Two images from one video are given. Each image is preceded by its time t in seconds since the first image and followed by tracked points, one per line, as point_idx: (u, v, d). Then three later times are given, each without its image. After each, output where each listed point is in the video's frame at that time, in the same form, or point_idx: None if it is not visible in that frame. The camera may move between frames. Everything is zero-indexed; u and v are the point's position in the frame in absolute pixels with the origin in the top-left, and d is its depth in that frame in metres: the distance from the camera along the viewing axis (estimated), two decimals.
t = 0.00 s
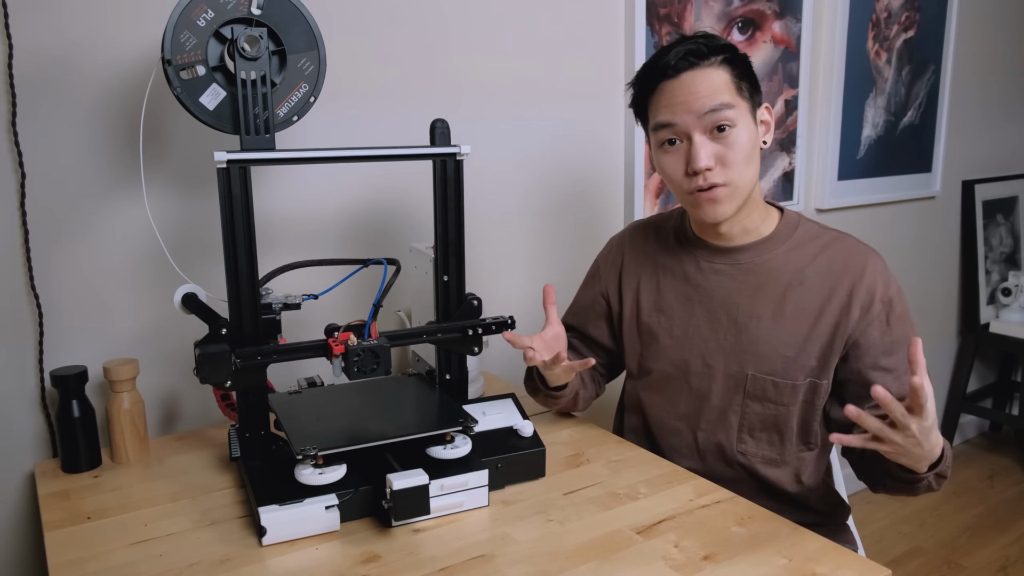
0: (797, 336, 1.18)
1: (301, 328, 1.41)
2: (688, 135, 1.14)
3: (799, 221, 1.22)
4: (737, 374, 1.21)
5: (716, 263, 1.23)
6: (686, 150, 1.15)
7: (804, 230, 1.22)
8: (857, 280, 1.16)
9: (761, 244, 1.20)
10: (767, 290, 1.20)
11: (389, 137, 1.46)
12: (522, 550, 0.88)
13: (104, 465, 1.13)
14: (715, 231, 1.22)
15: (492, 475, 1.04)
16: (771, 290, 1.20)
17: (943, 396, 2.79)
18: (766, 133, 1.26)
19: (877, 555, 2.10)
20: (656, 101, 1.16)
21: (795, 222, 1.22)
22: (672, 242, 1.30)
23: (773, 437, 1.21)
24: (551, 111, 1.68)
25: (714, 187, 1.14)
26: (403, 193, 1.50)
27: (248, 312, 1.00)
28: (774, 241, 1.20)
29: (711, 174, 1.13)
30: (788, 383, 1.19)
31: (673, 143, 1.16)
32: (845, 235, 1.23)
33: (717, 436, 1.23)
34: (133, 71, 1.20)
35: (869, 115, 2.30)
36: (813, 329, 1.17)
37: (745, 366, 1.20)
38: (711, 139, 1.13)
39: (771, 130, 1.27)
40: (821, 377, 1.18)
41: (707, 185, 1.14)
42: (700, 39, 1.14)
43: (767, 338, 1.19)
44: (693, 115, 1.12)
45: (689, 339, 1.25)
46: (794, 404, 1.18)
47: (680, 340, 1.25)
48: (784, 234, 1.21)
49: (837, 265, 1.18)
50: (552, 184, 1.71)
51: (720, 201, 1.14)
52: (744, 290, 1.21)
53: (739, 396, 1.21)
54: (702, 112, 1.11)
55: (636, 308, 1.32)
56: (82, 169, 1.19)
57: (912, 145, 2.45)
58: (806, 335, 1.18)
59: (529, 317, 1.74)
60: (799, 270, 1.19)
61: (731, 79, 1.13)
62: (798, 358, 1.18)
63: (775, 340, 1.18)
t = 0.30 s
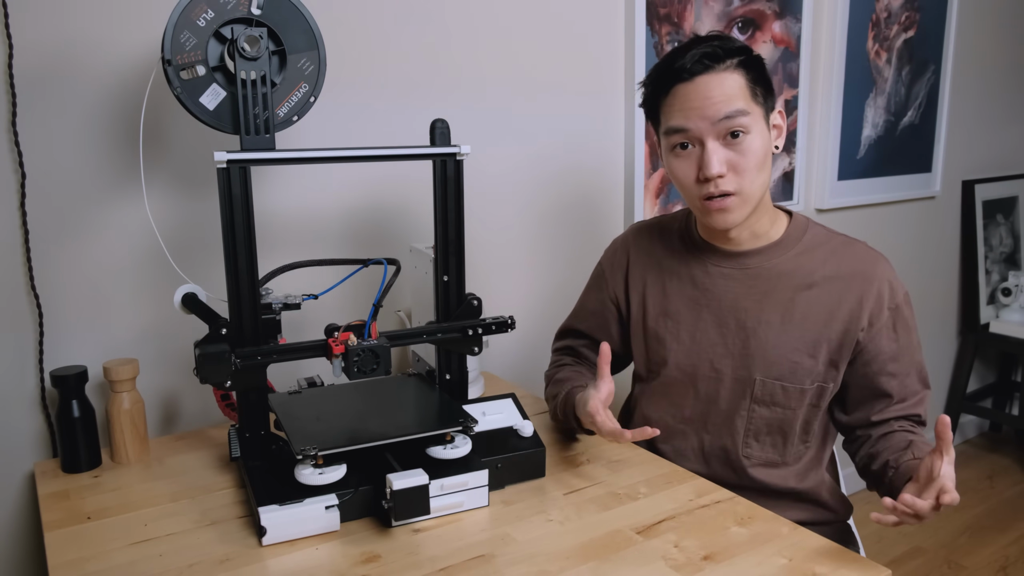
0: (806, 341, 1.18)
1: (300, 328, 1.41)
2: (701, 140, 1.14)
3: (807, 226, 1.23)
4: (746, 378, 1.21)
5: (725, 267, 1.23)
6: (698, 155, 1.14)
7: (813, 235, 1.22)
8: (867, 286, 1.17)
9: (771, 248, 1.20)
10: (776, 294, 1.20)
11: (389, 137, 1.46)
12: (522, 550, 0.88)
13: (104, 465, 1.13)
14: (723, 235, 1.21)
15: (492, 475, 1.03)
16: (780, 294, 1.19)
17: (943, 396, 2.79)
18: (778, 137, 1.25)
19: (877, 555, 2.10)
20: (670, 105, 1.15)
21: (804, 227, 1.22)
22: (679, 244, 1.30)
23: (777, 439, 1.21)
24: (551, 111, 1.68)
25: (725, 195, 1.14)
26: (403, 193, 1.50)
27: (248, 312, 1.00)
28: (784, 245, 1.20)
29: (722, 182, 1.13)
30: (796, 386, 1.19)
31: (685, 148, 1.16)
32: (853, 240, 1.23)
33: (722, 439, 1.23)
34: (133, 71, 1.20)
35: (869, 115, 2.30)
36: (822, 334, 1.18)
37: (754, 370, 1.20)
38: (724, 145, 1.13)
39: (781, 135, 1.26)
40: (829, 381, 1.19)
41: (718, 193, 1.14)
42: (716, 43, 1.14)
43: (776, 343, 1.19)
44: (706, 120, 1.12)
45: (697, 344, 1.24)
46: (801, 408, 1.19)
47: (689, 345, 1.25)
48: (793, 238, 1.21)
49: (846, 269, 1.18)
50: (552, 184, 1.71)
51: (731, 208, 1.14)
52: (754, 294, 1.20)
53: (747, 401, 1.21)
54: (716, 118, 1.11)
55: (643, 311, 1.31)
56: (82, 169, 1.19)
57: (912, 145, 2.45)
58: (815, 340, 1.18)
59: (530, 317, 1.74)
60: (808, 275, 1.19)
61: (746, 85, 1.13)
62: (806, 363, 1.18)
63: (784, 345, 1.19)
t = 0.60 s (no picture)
0: (803, 335, 1.19)
1: (300, 328, 1.41)
2: (702, 132, 1.14)
3: (804, 221, 1.22)
4: (747, 372, 1.22)
5: (726, 263, 1.22)
6: (699, 147, 1.14)
7: (810, 229, 1.22)
8: (860, 278, 1.17)
9: (770, 243, 1.20)
10: (775, 289, 1.20)
11: (389, 137, 1.46)
12: (522, 550, 0.88)
13: (104, 465, 1.13)
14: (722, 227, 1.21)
15: (492, 475, 1.03)
16: (779, 290, 1.20)
17: (943, 396, 2.79)
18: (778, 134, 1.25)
19: (877, 555, 2.10)
20: (672, 98, 1.15)
21: (801, 222, 1.22)
22: (679, 238, 1.28)
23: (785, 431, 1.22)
24: (551, 111, 1.68)
25: (725, 185, 1.14)
26: (403, 193, 1.50)
27: (248, 313, 1.00)
28: (782, 240, 1.20)
29: (722, 173, 1.13)
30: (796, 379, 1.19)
31: (686, 140, 1.16)
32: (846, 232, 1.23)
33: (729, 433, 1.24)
34: (133, 71, 1.20)
35: (869, 115, 2.30)
36: (819, 326, 1.18)
37: (755, 366, 1.20)
38: (724, 137, 1.13)
39: (781, 133, 1.26)
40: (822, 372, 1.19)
41: (718, 183, 1.14)
42: (719, 37, 1.14)
43: (774, 338, 1.19)
44: (708, 112, 1.12)
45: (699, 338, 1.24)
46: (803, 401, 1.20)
47: (690, 341, 1.24)
48: (791, 234, 1.21)
49: (841, 262, 1.18)
50: (552, 184, 1.71)
51: (730, 199, 1.14)
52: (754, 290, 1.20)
53: (751, 396, 1.22)
54: (717, 110, 1.11)
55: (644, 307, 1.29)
56: (81, 169, 1.18)
57: (912, 144, 2.45)
58: (811, 333, 1.18)
59: (530, 316, 1.74)
60: (806, 269, 1.19)
61: (748, 79, 1.13)
62: (804, 355, 1.19)
63: (783, 340, 1.19)
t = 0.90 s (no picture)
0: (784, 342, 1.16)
1: (301, 328, 1.41)
2: (687, 116, 1.14)
3: (785, 225, 1.20)
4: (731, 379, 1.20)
5: (705, 269, 1.19)
6: (684, 131, 1.14)
7: (791, 233, 1.19)
8: (838, 281, 1.13)
9: (749, 249, 1.17)
10: (754, 295, 1.17)
11: (389, 137, 1.47)
12: (522, 550, 0.89)
13: (103, 465, 1.13)
14: (700, 232, 1.18)
15: (492, 475, 1.03)
16: (759, 296, 1.17)
17: (943, 396, 2.78)
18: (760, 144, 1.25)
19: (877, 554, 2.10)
20: (659, 85, 1.17)
21: (781, 226, 1.19)
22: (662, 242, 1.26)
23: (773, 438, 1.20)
24: (551, 111, 1.68)
25: (707, 170, 1.12)
26: (403, 193, 1.50)
27: (248, 313, 1.00)
28: (761, 245, 1.17)
29: (705, 156, 1.11)
30: (779, 386, 1.17)
31: (671, 125, 1.15)
32: (828, 234, 1.20)
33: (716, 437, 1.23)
34: (134, 71, 1.20)
35: (869, 115, 2.30)
36: (798, 332, 1.15)
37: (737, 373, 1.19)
38: (709, 123, 1.13)
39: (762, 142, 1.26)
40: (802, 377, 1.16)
41: (700, 166, 1.12)
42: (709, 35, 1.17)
43: (754, 344, 1.16)
44: (695, 95, 1.12)
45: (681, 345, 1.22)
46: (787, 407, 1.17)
47: (674, 346, 1.22)
48: (771, 239, 1.18)
49: (821, 266, 1.15)
50: (552, 184, 1.71)
51: (711, 184, 1.12)
52: (734, 296, 1.17)
53: (735, 401, 1.20)
54: (704, 93, 1.12)
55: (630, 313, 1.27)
56: (81, 169, 1.18)
57: (912, 144, 2.45)
58: (792, 340, 1.15)
59: (529, 316, 1.74)
60: (785, 274, 1.16)
61: (735, 73, 1.15)
62: (786, 362, 1.16)
63: (764, 347, 1.16)
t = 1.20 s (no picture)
0: (771, 353, 1.15)
1: (301, 328, 1.41)
2: (663, 133, 1.11)
3: (770, 231, 1.18)
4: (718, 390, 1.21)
5: (687, 281, 1.18)
6: (660, 149, 1.11)
7: (776, 240, 1.17)
8: (825, 293, 1.11)
9: (731, 259, 1.15)
10: (738, 307, 1.16)
11: (389, 136, 1.47)
12: (522, 550, 0.89)
13: (103, 465, 1.13)
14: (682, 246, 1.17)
15: (492, 475, 1.04)
16: (742, 308, 1.16)
17: (942, 396, 2.78)
18: (740, 154, 1.23)
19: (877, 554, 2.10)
20: (633, 99, 1.13)
21: (766, 232, 1.17)
22: (648, 249, 1.25)
23: (762, 443, 1.22)
24: (551, 111, 1.68)
25: (685, 191, 1.10)
26: (403, 193, 1.50)
27: (248, 314, 1.00)
28: (745, 256, 1.16)
29: (682, 177, 1.09)
30: (767, 400, 1.18)
31: (646, 142, 1.12)
32: (815, 239, 1.18)
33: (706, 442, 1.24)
34: (134, 71, 1.20)
35: (869, 115, 2.30)
36: (783, 345, 1.14)
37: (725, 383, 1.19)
38: (686, 141, 1.10)
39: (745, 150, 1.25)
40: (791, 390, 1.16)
41: (677, 188, 1.10)
42: (685, 43, 1.13)
43: (738, 357, 1.16)
44: (669, 112, 1.09)
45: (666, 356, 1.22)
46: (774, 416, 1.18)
47: (660, 356, 1.22)
48: (755, 248, 1.16)
49: (807, 277, 1.13)
50: (551, 184, 1.71)
51: (689, 206, 1.10)
52: (717, 309, 1.16)
53: (723, 408, 1.21)
54: (679, 109, 1.09)
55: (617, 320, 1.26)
56: (80, 170, 1.18)
57: (912, 145, 2.45)
58: (779, 351, 1.14)
59: (529, 316, 1.74)
60: (769, 285, 1.15)
61: (711, 85, 1.12)
62: (773, 374, 1.16)
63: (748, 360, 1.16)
